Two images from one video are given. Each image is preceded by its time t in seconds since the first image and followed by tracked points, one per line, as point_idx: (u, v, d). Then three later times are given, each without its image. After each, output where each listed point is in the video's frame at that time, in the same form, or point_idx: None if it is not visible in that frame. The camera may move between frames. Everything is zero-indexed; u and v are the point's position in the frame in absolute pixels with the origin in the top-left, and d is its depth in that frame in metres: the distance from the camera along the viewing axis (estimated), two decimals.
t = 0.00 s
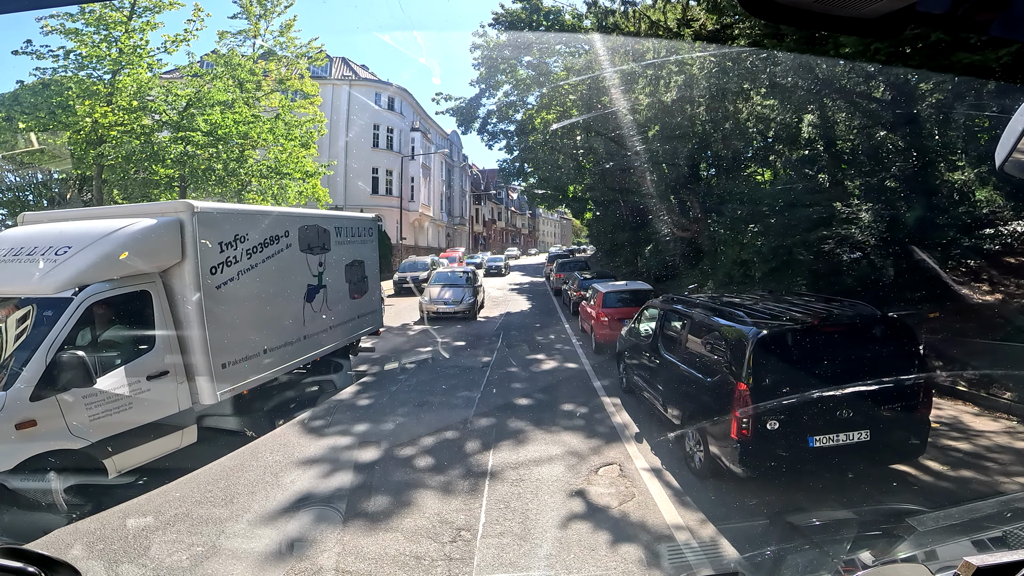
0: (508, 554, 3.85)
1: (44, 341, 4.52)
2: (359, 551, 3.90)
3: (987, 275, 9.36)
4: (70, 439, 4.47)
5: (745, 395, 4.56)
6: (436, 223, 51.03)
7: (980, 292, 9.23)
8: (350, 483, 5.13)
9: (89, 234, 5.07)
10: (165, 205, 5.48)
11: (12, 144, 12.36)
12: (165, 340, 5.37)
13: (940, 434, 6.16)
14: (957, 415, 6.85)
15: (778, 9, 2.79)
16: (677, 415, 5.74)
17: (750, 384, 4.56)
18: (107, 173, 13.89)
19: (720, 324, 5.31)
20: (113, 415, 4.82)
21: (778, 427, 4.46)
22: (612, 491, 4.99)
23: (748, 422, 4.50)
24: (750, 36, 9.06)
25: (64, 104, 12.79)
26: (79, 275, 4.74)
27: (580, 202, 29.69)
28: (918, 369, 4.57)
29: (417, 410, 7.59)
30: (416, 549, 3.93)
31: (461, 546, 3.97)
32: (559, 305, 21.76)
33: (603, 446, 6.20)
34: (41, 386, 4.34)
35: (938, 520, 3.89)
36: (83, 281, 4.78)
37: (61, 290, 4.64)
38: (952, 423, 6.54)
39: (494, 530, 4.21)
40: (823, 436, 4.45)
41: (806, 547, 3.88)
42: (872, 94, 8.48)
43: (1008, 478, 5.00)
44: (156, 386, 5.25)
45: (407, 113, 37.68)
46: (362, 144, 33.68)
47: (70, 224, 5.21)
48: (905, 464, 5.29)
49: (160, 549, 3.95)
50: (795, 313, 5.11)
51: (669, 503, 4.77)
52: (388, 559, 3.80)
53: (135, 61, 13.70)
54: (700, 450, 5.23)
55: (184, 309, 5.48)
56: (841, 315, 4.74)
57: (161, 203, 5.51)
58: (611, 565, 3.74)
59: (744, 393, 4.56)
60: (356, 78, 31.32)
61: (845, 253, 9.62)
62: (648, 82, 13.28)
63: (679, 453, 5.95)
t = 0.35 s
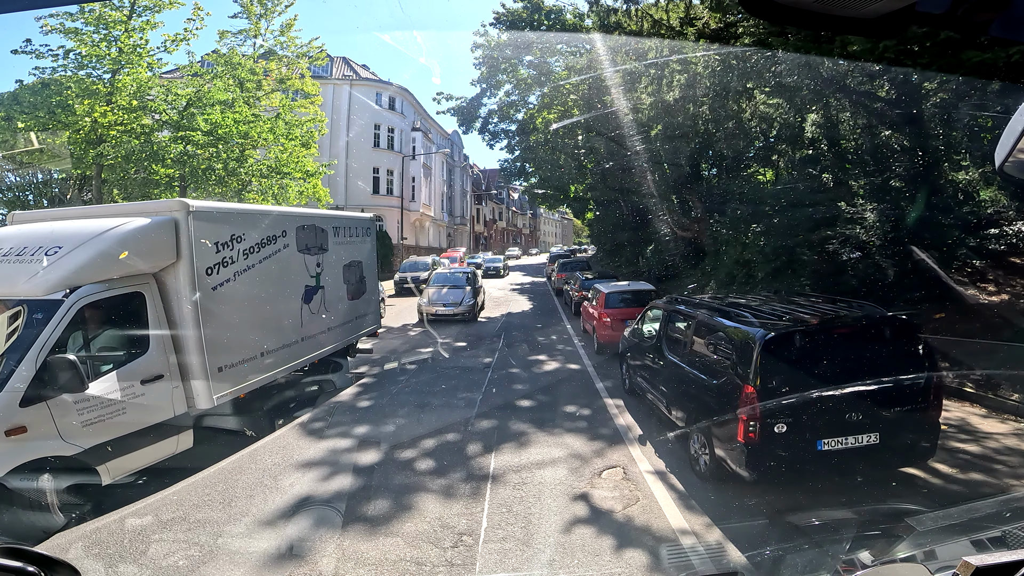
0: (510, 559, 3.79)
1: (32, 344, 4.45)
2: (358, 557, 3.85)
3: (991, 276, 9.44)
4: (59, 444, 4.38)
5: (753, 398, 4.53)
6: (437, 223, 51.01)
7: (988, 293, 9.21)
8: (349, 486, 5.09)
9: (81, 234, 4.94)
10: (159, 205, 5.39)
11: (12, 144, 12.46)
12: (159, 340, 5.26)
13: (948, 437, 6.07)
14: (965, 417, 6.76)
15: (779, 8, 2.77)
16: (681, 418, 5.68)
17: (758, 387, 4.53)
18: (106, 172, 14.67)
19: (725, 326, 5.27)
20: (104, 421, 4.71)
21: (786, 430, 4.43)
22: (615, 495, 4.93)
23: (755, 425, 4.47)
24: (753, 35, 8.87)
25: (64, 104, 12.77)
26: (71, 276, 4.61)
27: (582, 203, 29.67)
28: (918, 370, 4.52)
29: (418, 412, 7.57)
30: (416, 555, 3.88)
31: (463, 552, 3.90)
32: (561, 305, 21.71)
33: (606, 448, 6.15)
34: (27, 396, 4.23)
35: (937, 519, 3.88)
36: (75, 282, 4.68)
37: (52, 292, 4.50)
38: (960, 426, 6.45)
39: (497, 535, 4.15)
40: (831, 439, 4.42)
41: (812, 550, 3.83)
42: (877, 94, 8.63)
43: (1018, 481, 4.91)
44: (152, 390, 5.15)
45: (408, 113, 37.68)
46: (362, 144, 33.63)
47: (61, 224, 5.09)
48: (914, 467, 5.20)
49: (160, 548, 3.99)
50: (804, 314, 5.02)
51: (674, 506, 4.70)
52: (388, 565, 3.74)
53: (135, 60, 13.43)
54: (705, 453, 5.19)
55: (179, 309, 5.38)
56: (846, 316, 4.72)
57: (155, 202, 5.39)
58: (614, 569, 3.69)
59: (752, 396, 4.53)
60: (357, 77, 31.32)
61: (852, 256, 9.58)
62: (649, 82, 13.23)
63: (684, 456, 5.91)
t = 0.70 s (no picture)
0: (511, 565, 3.76)
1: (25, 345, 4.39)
2: (358, 562, 3.83)
3: (997, 276, 9.65)
4: (53, 447, 4.34)
5: (761, 401, 4.51)
6: (438, 223, 51.04)
7: (993, 293, 9.33)
8: (349, 490, 5.07)
9: (76, 233, 4.89)
10: (155, 204, 5.33)
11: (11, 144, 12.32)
12: (155, 339, 5.24)
13: (957, 439, 6.00)
14: (973, 418, 6.70)
15: (777, 8, 2.78)
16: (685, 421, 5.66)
17: (766, 390, 4.50)
18: (107, 172, 14.36)
19: (730, 326, 5.29)
20: (99, 424, 4.69)
21: (794, 433, 4.41)
22: (620, 498, 4.90)
23: (763, 428, 4.45)
24: (758, 33, 8.61)
25: (64, 104, 12.82)
26: (65, 277, 4.59)
27: (583, 202, 29.64)
28: (917, 369, 4.46)
29: (418, 414, 7.55)
30: (417, 560, 3.85)
31: (465, 558, 3.87)
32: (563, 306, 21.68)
33: (609, 451, 6.13)
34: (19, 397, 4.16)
35: (937, 519, 3.85)
36: (70, 284, 4.65)
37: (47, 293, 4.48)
38: (968, 428, 6.38)
39: (499, 540, 4.12)
40: (839, 442, 4.39)
41: (815, 551, 3.83)
42: (881, 93, 8.53)
43: None
44: (148, 393, 5.13)
45: (409, 113, 37.76)
46: (363, 144, 33.65)
47: (55, 223, 5.04)
48: (922, 470, 5.13)
49: (160, 548, 4.03)
50: (812, 314, 5.03)
51: (679, 510, 4.68)
52: (388, 570, 3.72)
53: (134, 60, 13.58)
54: (711, 456, 5.16)
55: (175, 308, 5.35)
56: (852, 317, 4.70)
57: (151, 201, 5.35)
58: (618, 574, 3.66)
59: (760, 399, 4.51)
60: (358, 77, 31.42)
61: (854, 254, 9.68)
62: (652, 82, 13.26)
63: (689, 459, 5.88)
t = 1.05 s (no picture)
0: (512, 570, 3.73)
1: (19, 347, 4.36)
2: (357, 568, 3.80)
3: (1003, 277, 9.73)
4: (47, 450, 4.31)
5: (769, 405, 4.45)
6: (439, 223, 51.06)
7: (1000, 294, 9.48)
8: (349, 494, 5.05)
9: (72, 233, 4.87)
10: (152, 203, 5.32)
11: (10, 144, 12.50)
12: (151, 340, 5.23)
13: (965, 443, 5.93)
14: (981, 421, 6.64)
15: (776, 8, 2.77)
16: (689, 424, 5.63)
17: (774, 394, 4.46)
18: (107, 173, 14.69)
19: (736, 328, 5.27)
20: (94, 427, 4.67)
21: (803, 437, 4.36)
22: (624, 502, 4.87)
23: (770, 431, 4.40)
24: (763, 31, 8.73)
25: (62, 103, 13.09)
26: (60, 277, 4.54)
27: (584, 202, 29.62)
28: (917, 369, 4.44)
29: (419, 416, 7.53)
30: (417, 566, 3.83)
31: (466, 563, 3.84)
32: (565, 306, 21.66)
33: (612, 454, 6.11)
34: (11, 400, 4.13)
35: (937, 519, 3.84)
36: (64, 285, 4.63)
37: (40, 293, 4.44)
38: (976, 430, 6.31)
39: (501, 545, 4.09)
40: (849, 445, 4.37)
41: (818, 554, 3.81)
42: (884, 92, 8.56)
43: None
44: (144, 395, 5.12)
45: (410, 112, 37.77)
46: (364, 144, 33.67)
47: (53, 223, 5.03)
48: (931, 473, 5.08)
49: (159, 549, 4.07)
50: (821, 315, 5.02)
51: (685, 513, 4.65)
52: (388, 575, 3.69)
53: (134, 59, 13.87)
54: (717, 459, 5.12)
55: (172, 308, 5.32)
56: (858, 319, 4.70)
57: (149, 201, 5.33)
58: None
59: (768, 403, 4.45)
60: (358, 76, 31.50)
61: (858, 253, 9.55)
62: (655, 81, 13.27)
63: (694, 462, 5.86)
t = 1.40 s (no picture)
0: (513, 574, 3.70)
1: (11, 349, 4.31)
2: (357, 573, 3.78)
3: (1010, 277, 9.30)
4: (41, 454, 4.30)
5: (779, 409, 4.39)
6: (440, 223, 51.08)
7: (1007, 295, 9.17)
8: (349, 498, 5.04)
9: (67, 233, 4.87)
10: (148, 202, 5.31)
11: (10, 144, 12.15)
12: (147, 340, 5.22)
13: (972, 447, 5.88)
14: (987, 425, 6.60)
15: (777, 8, 2.75)
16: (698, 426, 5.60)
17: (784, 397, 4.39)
18: (107, 173, 14.41)
19: (744, 330, 5.22)
20: (89, 430, 4.65)
21: (813, 441, 4.32)
22: (629, 507, 4.84)
23: (780, 435, 4.35)
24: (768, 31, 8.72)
25: (62, 102, 13.20)
26: (53, 280, 4.59)
27: (586, 202, 29.61)
28: (917, 369, 4.43)
29: (420, 418, 7.52)
30: (417, 571, 3.81)
31: (467, 568, 3.82)
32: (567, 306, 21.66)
33: (616, 457, 6.10)
34: (7, 402, 4.13)
35: (938, 519, 3.82)
36: (58, 286, 4.63)
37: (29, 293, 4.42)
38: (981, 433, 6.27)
39: (503, 550, 4.06)
40: (861, 450, 4.32)
41: (819, 555, 3.80)
42: (889, 92, 8.53)
43: None
44: (141, 397, 5.10)
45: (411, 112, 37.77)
46: (365, 144, 33.75)
47: (48, 222, 5.03)
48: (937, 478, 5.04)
49: (160, 549, 4.12)
50: (832, 318, 4.94)
51: (691, 518, 4.62)
52: None
53: (134, 58, 14.09)
54: (724, 463, 5.09)
55: (169, 309, 5.31)
56: (865, 322, 4.69)
57: (146, 200, 5.31)
58: None
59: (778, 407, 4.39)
60: (359, 76, 31.55)
61: (863, 253, 9.57)
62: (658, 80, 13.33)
63: (698, 465, 5.83)
